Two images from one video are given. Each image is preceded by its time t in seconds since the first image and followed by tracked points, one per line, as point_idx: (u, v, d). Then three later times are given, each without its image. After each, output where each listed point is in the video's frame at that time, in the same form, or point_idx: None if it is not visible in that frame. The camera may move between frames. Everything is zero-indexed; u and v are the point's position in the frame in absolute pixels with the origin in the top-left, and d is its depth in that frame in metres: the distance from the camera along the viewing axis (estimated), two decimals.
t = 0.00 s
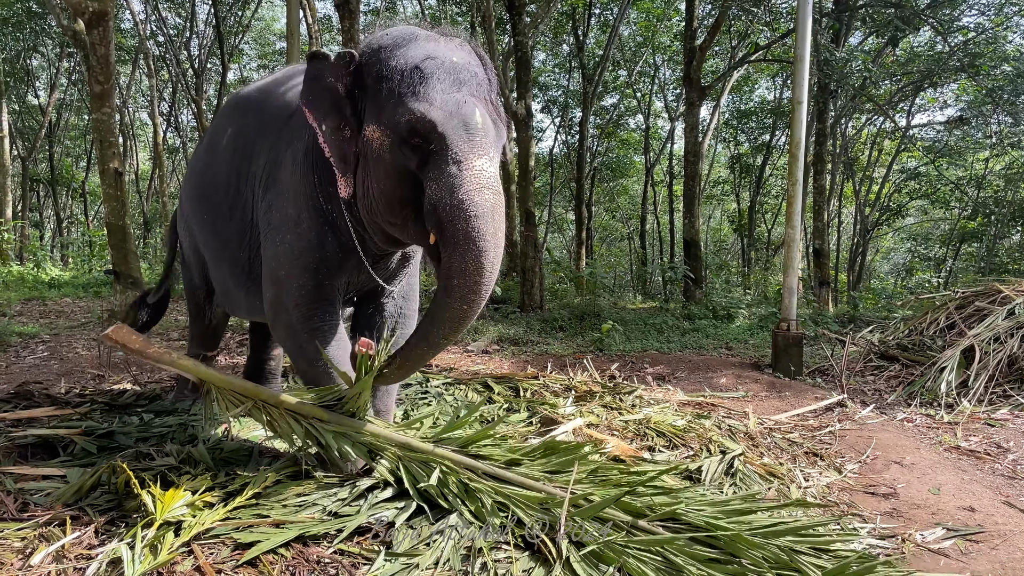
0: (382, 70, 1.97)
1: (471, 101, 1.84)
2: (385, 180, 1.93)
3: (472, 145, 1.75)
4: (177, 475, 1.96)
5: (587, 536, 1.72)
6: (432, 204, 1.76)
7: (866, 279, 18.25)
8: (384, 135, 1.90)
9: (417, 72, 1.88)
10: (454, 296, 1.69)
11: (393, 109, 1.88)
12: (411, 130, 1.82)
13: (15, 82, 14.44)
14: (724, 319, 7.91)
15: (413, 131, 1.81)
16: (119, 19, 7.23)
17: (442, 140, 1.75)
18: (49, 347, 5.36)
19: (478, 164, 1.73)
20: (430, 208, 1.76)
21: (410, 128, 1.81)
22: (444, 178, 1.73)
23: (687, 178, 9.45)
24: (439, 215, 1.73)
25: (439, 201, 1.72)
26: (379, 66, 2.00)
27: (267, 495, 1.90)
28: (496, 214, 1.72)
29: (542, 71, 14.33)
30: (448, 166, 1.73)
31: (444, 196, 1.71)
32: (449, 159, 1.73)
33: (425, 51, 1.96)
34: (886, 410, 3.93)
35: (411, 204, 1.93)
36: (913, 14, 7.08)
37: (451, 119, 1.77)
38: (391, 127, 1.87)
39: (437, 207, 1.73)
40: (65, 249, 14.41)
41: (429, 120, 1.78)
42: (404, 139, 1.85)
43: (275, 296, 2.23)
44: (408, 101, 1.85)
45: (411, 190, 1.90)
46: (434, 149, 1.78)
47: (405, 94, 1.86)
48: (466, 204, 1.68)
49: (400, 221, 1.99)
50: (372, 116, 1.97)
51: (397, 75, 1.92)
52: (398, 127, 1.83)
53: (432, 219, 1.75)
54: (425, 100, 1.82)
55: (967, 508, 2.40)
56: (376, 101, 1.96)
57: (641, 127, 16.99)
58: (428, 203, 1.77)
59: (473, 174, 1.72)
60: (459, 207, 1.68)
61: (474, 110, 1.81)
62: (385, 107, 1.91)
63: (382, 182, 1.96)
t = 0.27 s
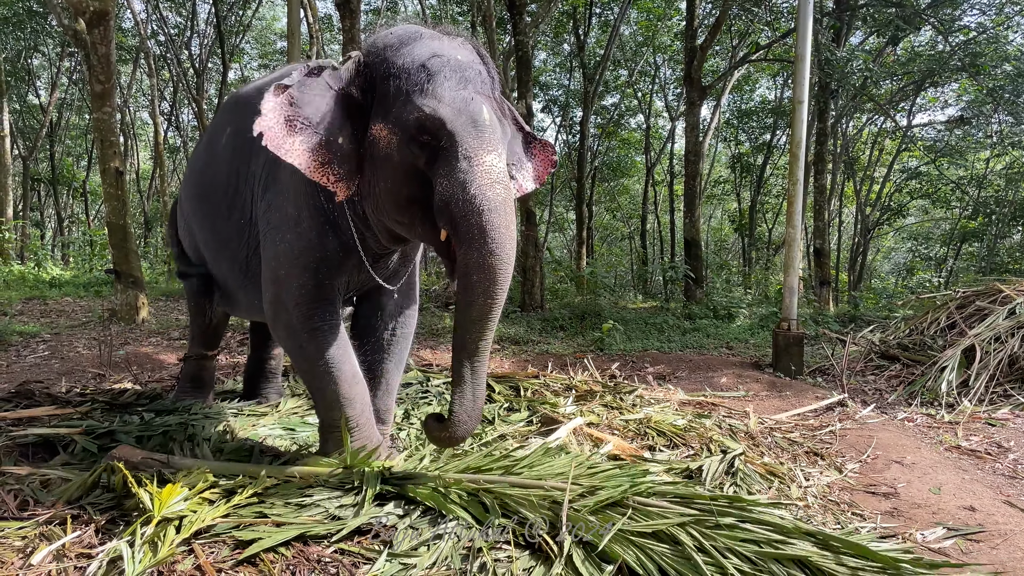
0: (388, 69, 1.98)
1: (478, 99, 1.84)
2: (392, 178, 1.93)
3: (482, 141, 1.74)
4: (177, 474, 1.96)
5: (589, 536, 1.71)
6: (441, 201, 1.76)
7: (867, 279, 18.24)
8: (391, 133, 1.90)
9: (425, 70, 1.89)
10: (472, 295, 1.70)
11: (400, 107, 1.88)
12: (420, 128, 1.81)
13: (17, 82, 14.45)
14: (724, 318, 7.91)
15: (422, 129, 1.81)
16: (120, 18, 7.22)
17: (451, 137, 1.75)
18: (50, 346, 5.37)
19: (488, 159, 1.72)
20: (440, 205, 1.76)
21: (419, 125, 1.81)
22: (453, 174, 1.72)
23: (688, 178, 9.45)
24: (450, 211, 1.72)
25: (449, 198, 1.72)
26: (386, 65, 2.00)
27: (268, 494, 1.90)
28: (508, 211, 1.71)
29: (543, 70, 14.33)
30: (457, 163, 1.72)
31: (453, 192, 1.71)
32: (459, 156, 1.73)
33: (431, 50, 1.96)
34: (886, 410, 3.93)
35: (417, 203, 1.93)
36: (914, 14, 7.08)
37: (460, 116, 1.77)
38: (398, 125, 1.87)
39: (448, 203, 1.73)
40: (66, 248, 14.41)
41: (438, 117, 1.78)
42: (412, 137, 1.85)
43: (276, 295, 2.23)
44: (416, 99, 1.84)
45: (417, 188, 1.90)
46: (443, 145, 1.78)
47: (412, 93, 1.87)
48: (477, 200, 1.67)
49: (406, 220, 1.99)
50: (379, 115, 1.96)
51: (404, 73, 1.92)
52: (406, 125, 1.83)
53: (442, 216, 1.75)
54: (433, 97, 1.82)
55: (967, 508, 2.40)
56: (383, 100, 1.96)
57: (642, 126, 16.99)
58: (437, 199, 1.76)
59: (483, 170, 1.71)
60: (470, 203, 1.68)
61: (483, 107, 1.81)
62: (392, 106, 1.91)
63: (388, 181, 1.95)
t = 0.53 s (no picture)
0: (397, 70, 1.97)
1: (486, 102, 1.85)
2: (400, 179, 1.92)
3: (490, 145, 1.75)
4: (176, 475, 1.96)
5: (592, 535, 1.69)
6: (450, 204, 1.75)
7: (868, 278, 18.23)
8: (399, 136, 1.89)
9: (433, 73, 1.89)
10: (496, 298, 1.64)
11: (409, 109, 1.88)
12: (429, 130, 1.81)
13: (17, 81, 14.46)
14: (724, 318, 7.91)
15: (432, 132, 1.81)
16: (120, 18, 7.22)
17: (461, 140, 1.75)
18: (51, 346, 5.37)
19: (496, 163, 1.73)
20: (448, 208, 1.76)
21: (428, 128, 1.81)
22: (463, 177, 1.72)
23: (688, 177, 9.44)
24: (460, 214, 1.72)
25: (460, 200, 1.71)
26: (394, 67, 1.99)
27: (267, 494, 1.90)
28: (518, 214, 1.71)
29: (543, 70, 14.34)
30: (466, 166, 1.73)
31: (464, 195, 1.71)
32: (468, 159, 1.73)
33: (439, 52, 1.96)
34: (887, 409, 3.93)
35: (424, 205, 1.92)
36: (914, 14, 7.08)
37: (469, 120, 1.78)
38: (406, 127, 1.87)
39: (460, 206, 1.72)
40: (66, 248, 14.42)
41: (447, 121, 1.78)
42: (420, 140, 1.84)
43: (277, 295, 2.23)
44: (425, 101, 1.84)
45: (423, 191, 1.90)
46: (452, 149, 1.78)
47: (421, 95, 1.86)
48: (487, 203, 1.67)
49: (412, 223, 1.99)
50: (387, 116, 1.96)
51: (412, 75, 1.92)
52: (416, 128, 1.83)
53: (453, 218, 1.74)
54: (441, 100, 1.82)
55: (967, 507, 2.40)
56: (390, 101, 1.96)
57: (642, 126, 16.98)
58: (446, 202, 1.76)
59: (493, 173, 1.72)
60: (481, 206, 1.67)
61: (491, 112, 1.82)
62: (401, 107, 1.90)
63: (394, 183, 1.95)
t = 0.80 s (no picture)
0: (405, 73, 1.97)
1: (495, 106, 1.86)
2: (409, 180, 1.92)
3: (500, 148, 1.76)
4: (175, 474, 1.96)
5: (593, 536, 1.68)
6: (460, 205, 1.76)
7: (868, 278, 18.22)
8: (408, 137, 1.89)
9: (441, 76, 1.89)
10: (518, 297, 1.63)
11: (418, 112, 1.88)
12: (438, 132, 1.81)
13: (17, 81, 14.46)
14: (724, 317, 7.92)
15: (442, 133, 1.82)
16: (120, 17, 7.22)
17: (470, 143, 1.76)
18: (51, 345, 5.37)
19: (506, 165, 1.74)
20: (459, 209, 1.76)
21: (438, 129, 1.81)
22: (473, 179, 1.73)
23: (688, 176, 9.44)
24: (471, 216, 1.72)
25: (472, 202, 1.71)
26: (402, 70, 2.00)
27: (266, 494, 1.90)
28: (529, 216, 1.71)
29: (543, 69, 14.35)
30: (476, 168, 1.73)
31: (475, 196, 1.71)
32: (478, 161, 1.74)
33: (447, 55, 1.97)
34: (886, 409, 3.93)
35: (431, 206, 1.92)
36: (914, 13, 7.09)
37: (479, 122, 1.79)
38: (415, 130, 1.87)
39: (471, 207, 1.72)
40: (65, 247, 14.42)
41: (457, 123, 1.79)
42: (428, 141, 1.85)
43: (276, 294, 2.22)
44: (434, 104, 1.85)
45: (431, 192, 1.90)
46: (461, 151, 1.78)
47: (430, 98, 1.87)
48: (499, 204, 1.68)
49: (419, 225, 1.99)
50: (395, 119, 1.96)
51: (420, 78, 1.92)
52: (425, 130, 1.83)
53: (465, 219, 1.74)
54: (450, 103, 1.83)
55: (966, 507, 2.39)
56: (398, 103, 1.96)
57: (642, 125, 16.99)
58: (457, 204, 1.76)
59: (502, 175, 1.73)
60: (492, 207, 1.68)
61: (500, 116, 1.83)
62: (410, 110, 1.91)
63: (401, 184, 1.95)
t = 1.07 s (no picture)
0: (412, 72, 1.97)
1: (502, 106, 1.87)
2: (417, 180, 1.92)
3: (510, 148, 1.77)
4: (174, 474, 1.97)
5: (594, 536, 1.68)
6: (471, 205, 1.76)
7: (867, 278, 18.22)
8: (417, 137, 1.90)
9: (449, 76, 1.90)
10: (527, 295, 1.63)
11: (426, 112, 1.88)
12: (448, 133, 1.82)
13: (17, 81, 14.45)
14: (724, 317, 7.92)
15: (451, 133, 1.82)
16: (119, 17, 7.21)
17: (480, 143, 1.76)
18: (51, 345, 5.37)
19: (516, 164, 1.75)
20: (470, 209, 1.76)
21: (447, 129, 1.82)
22: (484, 179, 1.74)
23: (688, 176, 9.44)
24: (482, 214, 1.73)
25: (484, 201, 1.72)
26: (409, 69, 1.99)
27: (266, 493, 1.90)
28: (540, 214, 1.72)
29: (543, 69, 14.35)
30: (487, 167, 1.74)
31: (486, 196, 1.72)
32: (488, 161, 1.75)
33: (454, 56, 1.98)
34: (886, 408, 3.93)
35: (440, 206, 1.92)
36: (914, 12, 7.09)
37: (489, 122, 1.80)
38: (424, 130, 1.88)
39: (482, 207, 1.73)
40: (65, 247, 14.40)
41: (467, 122, 1.79)
42: (437, 141, 1.84)
43: (278, 293, 2.22)
44: (443, 103, 1.85)
45: (439, 192, 1.90)
46: (470, 150, 1.79)
47: (438, 98, 1.87)
48: (510, 203, 1.69)
49: (426, 224, 1.99)
50: (402, 118, 1.96)
51: (427, 77, 1.92)
52: (434, 129, 1.84)
53: (477, 218, 1.74)
54: (460, 103, 1.83)
55: (966, 506, 2.40)
56: (406, 103, 1.96)
57: (642, 125, 17.00)
58: (469, 203, 1.77)
59: (513, 175, 1.74)
60: (505, 207, 1.69)
61: (508, 116, 1.85)
62: (418, 110, 1.91)
63: (408, 183, 1.95)
